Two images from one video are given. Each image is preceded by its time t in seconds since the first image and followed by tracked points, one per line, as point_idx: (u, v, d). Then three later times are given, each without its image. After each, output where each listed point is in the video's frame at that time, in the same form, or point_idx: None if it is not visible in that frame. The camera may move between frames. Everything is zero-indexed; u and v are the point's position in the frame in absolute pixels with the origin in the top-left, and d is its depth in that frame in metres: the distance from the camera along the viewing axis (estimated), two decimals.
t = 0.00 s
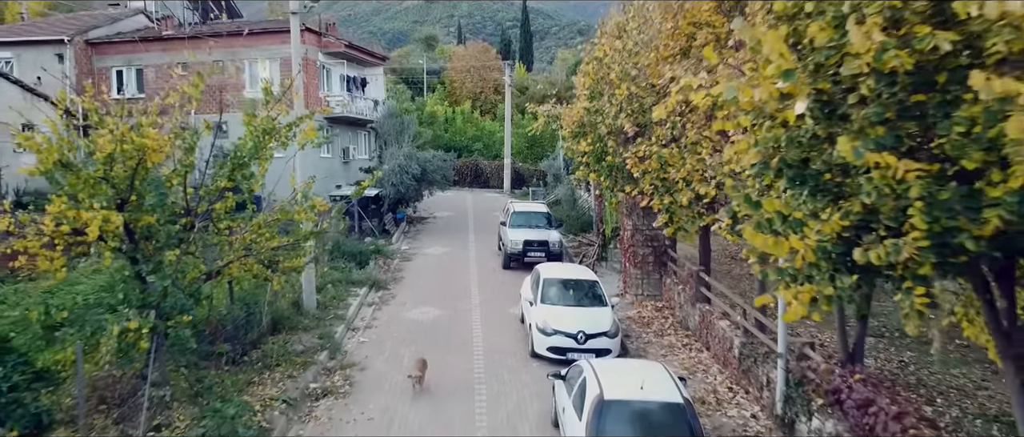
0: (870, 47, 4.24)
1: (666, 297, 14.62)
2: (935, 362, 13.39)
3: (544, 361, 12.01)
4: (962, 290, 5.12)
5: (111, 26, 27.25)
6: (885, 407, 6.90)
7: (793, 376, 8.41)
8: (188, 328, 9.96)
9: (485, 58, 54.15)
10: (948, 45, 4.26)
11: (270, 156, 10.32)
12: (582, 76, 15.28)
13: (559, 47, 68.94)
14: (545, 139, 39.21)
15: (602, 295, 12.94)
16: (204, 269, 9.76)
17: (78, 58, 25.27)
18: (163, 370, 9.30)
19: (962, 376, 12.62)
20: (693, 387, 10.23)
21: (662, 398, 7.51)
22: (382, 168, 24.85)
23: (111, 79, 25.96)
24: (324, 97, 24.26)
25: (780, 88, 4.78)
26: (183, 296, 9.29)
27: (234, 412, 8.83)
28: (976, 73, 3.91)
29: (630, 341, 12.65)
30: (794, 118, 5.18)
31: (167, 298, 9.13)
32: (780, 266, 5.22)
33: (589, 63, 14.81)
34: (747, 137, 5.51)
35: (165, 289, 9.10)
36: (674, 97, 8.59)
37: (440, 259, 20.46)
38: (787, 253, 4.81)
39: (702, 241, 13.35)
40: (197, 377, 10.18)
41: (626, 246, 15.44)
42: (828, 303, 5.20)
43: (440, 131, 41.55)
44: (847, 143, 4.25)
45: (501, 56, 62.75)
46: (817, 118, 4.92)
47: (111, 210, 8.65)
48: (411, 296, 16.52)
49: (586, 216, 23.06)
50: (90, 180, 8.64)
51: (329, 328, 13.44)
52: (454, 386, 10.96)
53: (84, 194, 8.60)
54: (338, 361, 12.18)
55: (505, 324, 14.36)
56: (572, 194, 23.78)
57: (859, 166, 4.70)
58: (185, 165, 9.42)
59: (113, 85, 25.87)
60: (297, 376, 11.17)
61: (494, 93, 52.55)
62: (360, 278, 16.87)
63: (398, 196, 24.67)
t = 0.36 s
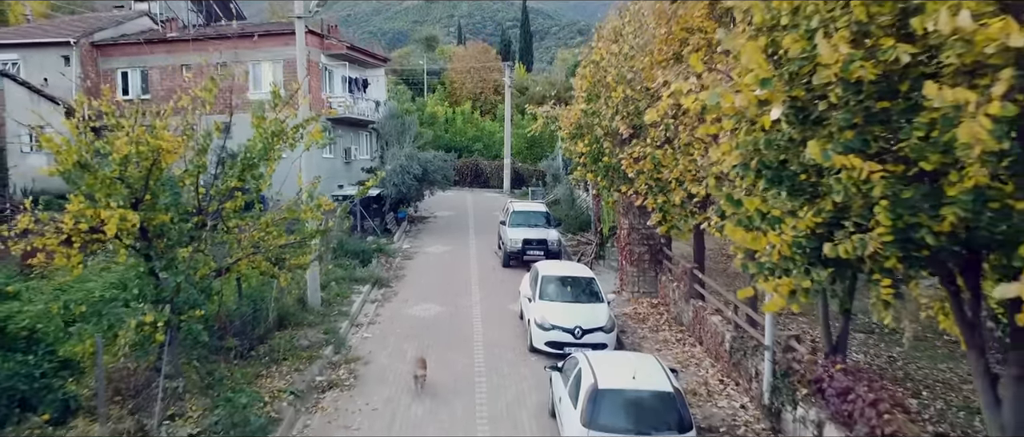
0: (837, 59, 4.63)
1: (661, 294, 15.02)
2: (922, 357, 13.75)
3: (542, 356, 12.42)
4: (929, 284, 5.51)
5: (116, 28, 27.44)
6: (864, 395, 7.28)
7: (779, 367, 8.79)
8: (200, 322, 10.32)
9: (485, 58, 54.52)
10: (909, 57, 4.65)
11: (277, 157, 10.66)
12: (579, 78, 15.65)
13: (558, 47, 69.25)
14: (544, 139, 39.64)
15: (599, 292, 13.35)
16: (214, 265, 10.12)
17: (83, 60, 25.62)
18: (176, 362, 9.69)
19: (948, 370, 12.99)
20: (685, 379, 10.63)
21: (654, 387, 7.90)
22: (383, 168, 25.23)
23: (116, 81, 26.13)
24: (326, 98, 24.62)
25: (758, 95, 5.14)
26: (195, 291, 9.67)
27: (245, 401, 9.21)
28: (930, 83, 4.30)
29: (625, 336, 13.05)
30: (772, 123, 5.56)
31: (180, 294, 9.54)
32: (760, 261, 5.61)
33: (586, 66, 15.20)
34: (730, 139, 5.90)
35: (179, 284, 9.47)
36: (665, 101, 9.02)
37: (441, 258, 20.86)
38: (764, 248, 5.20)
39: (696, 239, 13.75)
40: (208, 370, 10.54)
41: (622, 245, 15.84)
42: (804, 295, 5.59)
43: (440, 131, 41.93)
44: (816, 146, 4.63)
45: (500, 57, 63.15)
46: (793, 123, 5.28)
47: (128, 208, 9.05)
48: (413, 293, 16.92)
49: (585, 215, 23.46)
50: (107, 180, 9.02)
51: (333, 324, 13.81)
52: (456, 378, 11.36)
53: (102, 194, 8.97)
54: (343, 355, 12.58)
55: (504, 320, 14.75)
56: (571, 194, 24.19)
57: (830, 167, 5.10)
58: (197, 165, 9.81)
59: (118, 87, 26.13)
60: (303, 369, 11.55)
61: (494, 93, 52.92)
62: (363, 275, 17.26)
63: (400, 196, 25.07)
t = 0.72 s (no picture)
0: (811, 68, 4.99)
1: (657, 291, 15.36)
2: (911, 352, 14.09)
3: (540, 351, 12.76)
4: (903, 279, 5.86)
5: (120, 30, 27.77)
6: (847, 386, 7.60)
7: (768, 360, 9.16)
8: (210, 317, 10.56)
9: (485, 59, 54.83)
10: (879, 66, 5.00)
11: (283, 158, 10.96)
12: (577, 81, 15.99)
13: (558, 48, 69.59)
14: (544, 140, 40.01)
15: (596, 289, 13.70)
16: (222, 263, 10.43)
17: (88, 62, 25.95)
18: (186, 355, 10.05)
19: (936, 366, 13.32)
20: (678, 373, 11.00)
21: (646, 378, 8.25)
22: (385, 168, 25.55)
23: (121, 82, 26.55)
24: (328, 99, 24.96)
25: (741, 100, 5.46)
26: (202, 285, 9.86)
27: (254, 393, 9.55)
28: (897, 90, 4.63)
29: (622, 332, 13.40)
30: (755, 127, 5.89)
31: (191, 289, 9.77)
32: (745, 257, 5.95)
33: (584, 69, 15.53)
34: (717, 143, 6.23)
35: (190, 280, 9.72)
36: (658, 105, 9.38)
37: (441, 257, 21.21)
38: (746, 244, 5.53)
39: (691, 238, 14.08)
40: (217, 364, 10.85)
41: (619, 244, 16.17)
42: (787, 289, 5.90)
43: (441, 132, 42.30)
44: (793, 149, 4.96)
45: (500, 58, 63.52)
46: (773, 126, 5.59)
47: (142, 206, 9.53)
48: (414, 291, 17.27)
49: (583, 215, 23.80)
50: (120, 180, 9.40)
51: (337, 320, 14.14)
52: (456, 373, 11.68)
53: (116, 193, 9.37)
54: (346, 350, 12.93)
55: (504, 317, 15.10)
56: (569, 194, 24.54)
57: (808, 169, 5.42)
58: (206, 166, 10.13)
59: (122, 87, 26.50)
60: (309, 363, 11.88)
61: (494, 94, 53.28)
62: (365, 274, 17.61)
63: (401, 196, 25.42)
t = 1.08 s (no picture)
0: (783, 77, 5.42)
1: (652, 289, 15.80)
2: (899, 347, 14.51)
3: (538, 346, 13.19)
4: (873, 272, 6.30)
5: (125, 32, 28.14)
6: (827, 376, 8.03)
7: (755, 353, 9.59)
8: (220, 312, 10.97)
9: (485, 60, 55.22)
10: (846, 76, 5.43)
11: (290, 159, 11.38)
12: (574, 84, 16.43)
13: (558, 48, 69.98)
14: (543, 140, 40.45)
15: (592, 286, 14.13)
16: (231, 260, 10.84)
17: (94, 63, 26.33)
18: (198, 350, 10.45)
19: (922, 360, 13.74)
20: (671, 366, 11.43)
21: (637, 369, 8.69)
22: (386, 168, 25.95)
23: (126, 83, 26.82)
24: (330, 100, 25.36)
25: (722, 107, 5.90)
26: (212, 282, 10.21)
27: (263, 384, 9.95)
28: (860, 99, 5.06)
29: (617, 327, 13.83)
30: (736, 131, 6.32)
31: (202, 285, 10.14)
32: (727, 253, 6.37)
33: (581, 72, 15.95)
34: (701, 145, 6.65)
35: (202, 276, 10.10)
36: (649, 109, 9.80)
37: (442, 255, 21.66)
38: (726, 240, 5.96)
39: (685, 236, 14.51)
40: (226, 358, 11.27)
41: (616, 243, 16.61)
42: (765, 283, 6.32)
43: (441, 132, 42.75)
44: (767, 152, 5.39)
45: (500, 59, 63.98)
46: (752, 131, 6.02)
47: (156, 206, 9.90)
48: (416, 288, 17.71)
49: (581, 214, 24.22)
50: (135, 180, 9.81)
51: (341, 316, 14.57)
52: (457, 367, 12.11)
53: (131, 193, 9.78)
54: (350, 345, 13.36)
55: (503, 313, 15.53)
56: (568, 194, 24.97)
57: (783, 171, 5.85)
58: (217, 167, 10.53)
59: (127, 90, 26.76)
60: (315, 358, 12.31)
61: (494, 95, 53.71)
62: (368, 272, 18.05)
63: (402, 195, 25.85)
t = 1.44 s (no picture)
0: (766, 84, 5.76)
1: (648, 287, 16.15)
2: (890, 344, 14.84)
3: (536, 342, 13.53)
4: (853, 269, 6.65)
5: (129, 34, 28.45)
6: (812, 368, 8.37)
7: (745, 347, 9.92)
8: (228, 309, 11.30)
9: (485, 60, 55.50)
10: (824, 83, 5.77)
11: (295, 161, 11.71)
12: (572, 86, 16.76)
13: (558, 48, 70.29)
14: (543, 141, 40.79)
15: (589, 284, 14.48)
16: (237, 258, 11.15)
17: (99, 65, 26.68)
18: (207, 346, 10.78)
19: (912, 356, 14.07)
20: (665, 361, 11.79)
21: (631, 362, 9.05)
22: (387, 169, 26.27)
23: (130, 84, 27.06)
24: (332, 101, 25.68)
25: (708, 111, 6.22)
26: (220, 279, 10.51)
27: (270, 377, 10.18)
28: (836, 104, 5.40)
29: (613, 324, 14.17)
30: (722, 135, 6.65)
31: (211, 282, 10.43)
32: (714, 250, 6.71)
33: (579, 75, 16.28)
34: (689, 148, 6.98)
35: (210, 273, 10.38)
36: (643, 112, 10.15)
37: (442, 254, 22.00)
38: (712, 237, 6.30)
39: (680, 235, 14.85)
40: (233, 353, 11.59)
41: (613, 242, 16.95)
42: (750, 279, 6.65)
43: (441, 133, 43.09)
44: (750, 154, 5.72)
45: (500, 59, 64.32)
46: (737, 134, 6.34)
47: (168, 206, 10.22)
48: (417, 286, 18.06)
49: (579, 214, 24.57)
50: (145, 181, 10.11)
51: (344, 314, 14.91)
52: (457, 362, 12.44)
53: (142, 194, 10.08)
54: (353, 341, 13.70)
55: (502, 310, 15.88)
56: (566, 194, 25.33)
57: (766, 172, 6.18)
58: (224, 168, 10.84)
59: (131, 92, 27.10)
60: (319, 353, 12.64)
61: (494, 95, 54.04)
62: (370, 270, 18.39)
63: (403, 195, 26.17)
